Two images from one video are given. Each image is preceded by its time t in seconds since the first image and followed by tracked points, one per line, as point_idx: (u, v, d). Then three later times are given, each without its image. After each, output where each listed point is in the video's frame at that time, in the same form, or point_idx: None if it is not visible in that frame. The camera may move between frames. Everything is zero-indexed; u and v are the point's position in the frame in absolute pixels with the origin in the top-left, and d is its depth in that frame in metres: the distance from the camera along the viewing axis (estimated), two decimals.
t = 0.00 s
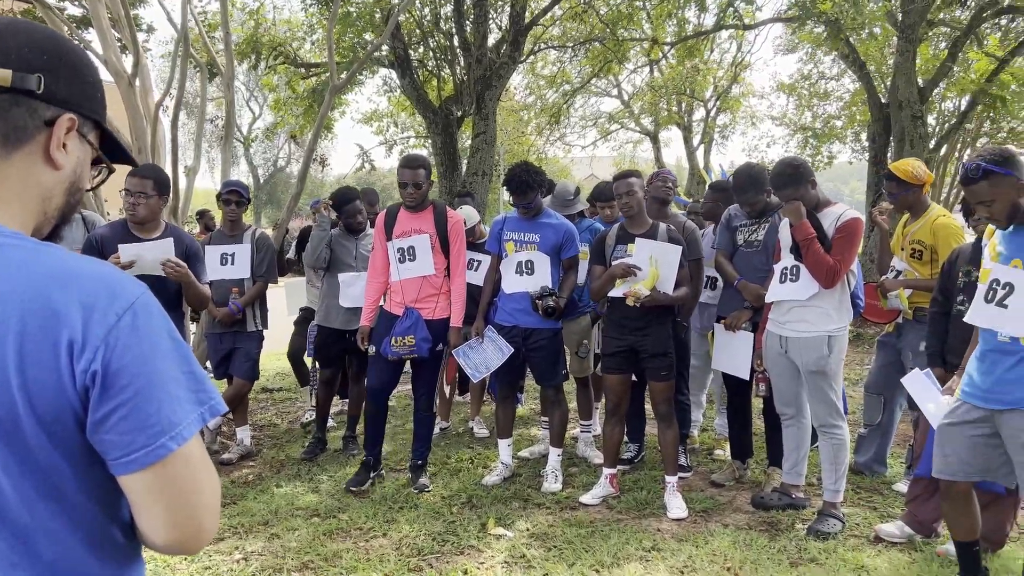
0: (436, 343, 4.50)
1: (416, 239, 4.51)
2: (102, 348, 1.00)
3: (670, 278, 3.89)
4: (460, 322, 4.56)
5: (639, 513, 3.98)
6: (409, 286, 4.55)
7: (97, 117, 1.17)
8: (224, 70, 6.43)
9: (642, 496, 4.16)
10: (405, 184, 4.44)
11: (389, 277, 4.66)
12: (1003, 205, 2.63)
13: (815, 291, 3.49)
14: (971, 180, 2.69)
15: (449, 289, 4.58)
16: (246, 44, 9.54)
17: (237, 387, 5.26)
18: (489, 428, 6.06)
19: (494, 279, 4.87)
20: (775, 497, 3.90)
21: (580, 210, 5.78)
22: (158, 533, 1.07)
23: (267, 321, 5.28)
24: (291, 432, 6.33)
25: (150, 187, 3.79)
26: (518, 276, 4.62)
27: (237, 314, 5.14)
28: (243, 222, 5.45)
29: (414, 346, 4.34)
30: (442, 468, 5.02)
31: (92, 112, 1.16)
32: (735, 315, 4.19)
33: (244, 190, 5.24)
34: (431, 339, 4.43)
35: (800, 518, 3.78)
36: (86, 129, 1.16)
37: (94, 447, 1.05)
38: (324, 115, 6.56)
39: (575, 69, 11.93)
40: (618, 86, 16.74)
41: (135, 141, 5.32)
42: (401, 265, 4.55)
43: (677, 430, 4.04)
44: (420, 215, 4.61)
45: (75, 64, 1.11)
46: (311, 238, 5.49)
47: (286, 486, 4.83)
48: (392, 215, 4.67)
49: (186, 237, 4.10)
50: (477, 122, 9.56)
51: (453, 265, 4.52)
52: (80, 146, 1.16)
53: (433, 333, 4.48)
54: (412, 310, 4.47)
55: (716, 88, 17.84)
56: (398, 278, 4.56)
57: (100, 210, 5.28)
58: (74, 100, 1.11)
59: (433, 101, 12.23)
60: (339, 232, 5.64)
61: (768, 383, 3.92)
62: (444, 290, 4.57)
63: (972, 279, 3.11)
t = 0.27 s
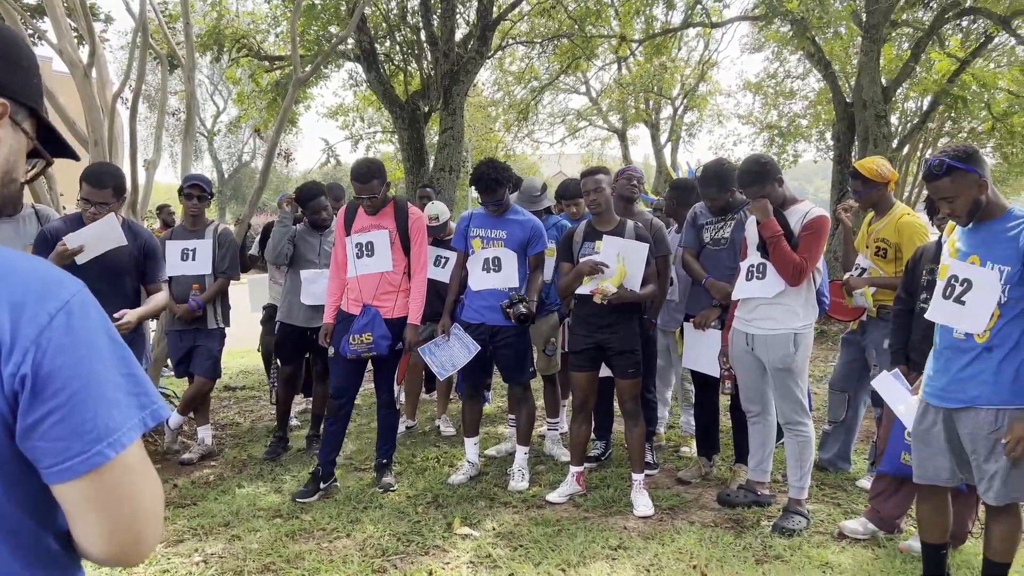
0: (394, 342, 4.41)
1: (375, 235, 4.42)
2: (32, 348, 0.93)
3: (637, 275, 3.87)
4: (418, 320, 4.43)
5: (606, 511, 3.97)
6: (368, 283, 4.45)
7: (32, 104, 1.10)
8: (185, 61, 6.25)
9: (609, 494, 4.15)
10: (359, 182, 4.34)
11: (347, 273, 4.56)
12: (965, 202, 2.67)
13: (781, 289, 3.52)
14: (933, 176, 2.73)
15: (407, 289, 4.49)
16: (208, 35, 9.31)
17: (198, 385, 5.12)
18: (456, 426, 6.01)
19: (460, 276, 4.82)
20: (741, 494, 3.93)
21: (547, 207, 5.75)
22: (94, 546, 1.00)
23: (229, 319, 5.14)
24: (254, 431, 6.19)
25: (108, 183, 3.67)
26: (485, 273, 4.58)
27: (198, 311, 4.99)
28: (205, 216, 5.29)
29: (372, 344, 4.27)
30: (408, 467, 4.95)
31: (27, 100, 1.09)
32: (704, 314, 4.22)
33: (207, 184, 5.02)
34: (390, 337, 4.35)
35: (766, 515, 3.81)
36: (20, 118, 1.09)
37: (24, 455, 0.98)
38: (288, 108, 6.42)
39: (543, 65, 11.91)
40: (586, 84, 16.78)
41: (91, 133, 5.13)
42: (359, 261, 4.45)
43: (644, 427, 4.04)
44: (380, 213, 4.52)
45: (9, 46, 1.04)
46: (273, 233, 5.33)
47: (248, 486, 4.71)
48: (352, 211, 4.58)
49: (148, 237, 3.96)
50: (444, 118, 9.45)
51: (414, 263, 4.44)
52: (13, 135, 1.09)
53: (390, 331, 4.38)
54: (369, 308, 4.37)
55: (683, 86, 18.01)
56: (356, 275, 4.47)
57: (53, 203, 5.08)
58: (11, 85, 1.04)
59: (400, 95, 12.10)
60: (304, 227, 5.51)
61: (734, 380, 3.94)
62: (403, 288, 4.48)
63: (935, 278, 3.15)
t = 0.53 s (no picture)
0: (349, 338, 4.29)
1: (332, 229, 4.31)
2: None
3: (609, 271, 3.85)
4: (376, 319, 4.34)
5: (576, 510, 3.94)
6: (322, 277, 4.33)
7: None
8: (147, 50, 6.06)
9: (579, 492, 4.12)
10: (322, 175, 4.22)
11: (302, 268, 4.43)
12: (920, 197, 2.66)
13: (752, 285, 3.52)
14: (888, 173, 2.72)
15: (364, 285, 4.38)
16: (173, 24, 9.07)
17: (161, 383, 4.97)
18: (426, 424, 5.92)
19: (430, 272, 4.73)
20: (712, 491, 3.92)
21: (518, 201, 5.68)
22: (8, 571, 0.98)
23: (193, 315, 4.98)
24: (219, 429, 6.04)
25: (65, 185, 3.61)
26: (455, 268, 4.51)
27: (160, 307, 4.84)
28: (169, 210, 5.13)
29: (323, 342, 4.13)
30: (376, 466, 4.86)
31: None
32: (676, 311, 4.21)
33: (172, 176, 4.85)
34: (344, 334, 4.22)
35: (736, 512, 3.81)
36: None
37: None
38: (254, 101, 6.26)
39: (516, 58, 11.82)
40: (559, 78, 16.75)
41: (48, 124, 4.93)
42: (315, 255, 4.33)
43: (615, 424, 4.01)
44: (338, 204, 4.40)
45: None
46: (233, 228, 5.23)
47: (212, 486, 4.58)
48: (308, 203, 4.45)
49: (109, 242, 3.77)
50: (416, 111, 9.31)
51: (372, 259, 4.36)
52: None
53: (344, 329, 4.25)
54: (322, 304, 4.25)
55: (656, 82, 18.08)
56: (310, 269, 4.35)
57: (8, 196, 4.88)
58: None
59: (372, 87, 11.93)
60: (269, 221, 5.37)
61: (705, 377, 3.93)
62: (360, 284, 4.38)
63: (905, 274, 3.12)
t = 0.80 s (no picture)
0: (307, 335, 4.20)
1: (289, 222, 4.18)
2: None
3: (576, 267, 3.81)
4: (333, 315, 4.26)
5: (544, 510, 3.89)
6: (277, 272, 4.19)
7: None
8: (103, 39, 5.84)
9: (548, 491, 4.07)
10: (282, 171, 4.08)
11: (255, 262, 4.29)
12: (879, 193, 2.66)
13: (722, 281, 3.51)
14: (848, 169, 2.71)
15: (321, 281, 4.28)
16: (131, 13, 8.79)
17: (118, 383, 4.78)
18: (392, 422, 5.82)
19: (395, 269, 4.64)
20: (681, 490, 3.91)
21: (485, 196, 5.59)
22: None
23: (151, 313, 4.80)
24: (179, 430, 5.86)
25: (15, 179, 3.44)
26: (420, 265, 4.42)
27: (117, 305, 4.65)
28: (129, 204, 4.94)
29: (281, 340, 4.03)
30: (341, 467, 4.75)
31: None
32: (643, 307, 4.18)
33: (131, 171, 4.63)
34: (302, 332, 4.12)
35: (705, 510, 3.81)
36: None
37: None
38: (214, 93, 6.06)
39: (485, 52, 11.73)
40: (528, 73, 16.70)
41: None
42: (270, 249, 4.20)
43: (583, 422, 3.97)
44: (296, 197, 4.27)
45: None
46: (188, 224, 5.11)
47: (170, 489, 4.43)
48: (264, 195, 4.31)
49: (66, 255, 3.58)
50: (383, 104, 9.16)
51: (330, 254, 4.27)
52: None
53: (302, 326, 4.16)
54: (279, 300, 4.14)
55: (625, 78, 18.15)
56: (265, 263, 4.21)
57: None
58: None
59: (339, 80, 11.73)
60: (228, 216, 5.19)
61: (674, 374, 3.91)
62: (318, 280, 4.27)
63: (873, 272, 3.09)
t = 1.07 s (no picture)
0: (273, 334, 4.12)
1: (251, 217, 4.05)
2: None
3: (543, 262, 3.78)
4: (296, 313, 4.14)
5: (511, 507, 3.87)
6: (240, 269, 4.07)
7: None
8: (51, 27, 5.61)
9: (514, 488, 4.05)
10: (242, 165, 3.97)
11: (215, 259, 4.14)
12: (843, 186, 2.68)
13: (689, 275, 3.51)
14: (812, 162, 2.71)
15: (285, 277, 4.18)
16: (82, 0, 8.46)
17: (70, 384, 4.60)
18: (357, 420, 5.73)
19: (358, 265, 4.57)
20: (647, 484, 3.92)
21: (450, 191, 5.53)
22: None
23: (105, 312, 4.63)
24: (136, 430, 5.68)
25: None
26: (385, 260, 4.35)
27: (70, 304, 4.48)
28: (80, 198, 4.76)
29: (246, 338, 3.93)
30: (304, 466, 4.65)
31: None
32: (610, 301, 4.18)
33: (85, 164, 4.50)
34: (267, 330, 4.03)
35: (671, 504, 3.83)
36: None
37: None
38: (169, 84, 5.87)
39: (449, 44, 11.60)
40: (493, 66, 16.59)
41: None
42: (232, 245, 4.06)
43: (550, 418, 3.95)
44: (256, 191, 4.15)
45: None
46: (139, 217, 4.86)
47: (126, 491, 4.29)
48: (222, 189, 4.17)
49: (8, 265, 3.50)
50: (345, 96, 8.99)
51: (293, 249, 4.16)
52: None
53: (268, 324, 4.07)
54: (244, 298, 4.03)
55: (590, 73, 18.17)
56: (226, 260, 4.07)
57: None
58: None
59: (299, 72, 11.49)
60: (182, 211, 4.99)
61: (641, 369, 3.90)
62: (281, 276, 4.17)
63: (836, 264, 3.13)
